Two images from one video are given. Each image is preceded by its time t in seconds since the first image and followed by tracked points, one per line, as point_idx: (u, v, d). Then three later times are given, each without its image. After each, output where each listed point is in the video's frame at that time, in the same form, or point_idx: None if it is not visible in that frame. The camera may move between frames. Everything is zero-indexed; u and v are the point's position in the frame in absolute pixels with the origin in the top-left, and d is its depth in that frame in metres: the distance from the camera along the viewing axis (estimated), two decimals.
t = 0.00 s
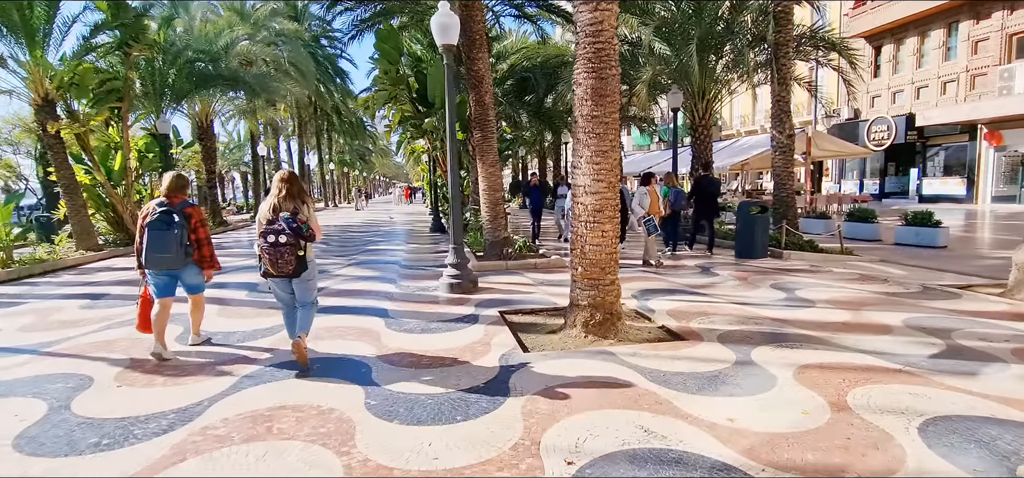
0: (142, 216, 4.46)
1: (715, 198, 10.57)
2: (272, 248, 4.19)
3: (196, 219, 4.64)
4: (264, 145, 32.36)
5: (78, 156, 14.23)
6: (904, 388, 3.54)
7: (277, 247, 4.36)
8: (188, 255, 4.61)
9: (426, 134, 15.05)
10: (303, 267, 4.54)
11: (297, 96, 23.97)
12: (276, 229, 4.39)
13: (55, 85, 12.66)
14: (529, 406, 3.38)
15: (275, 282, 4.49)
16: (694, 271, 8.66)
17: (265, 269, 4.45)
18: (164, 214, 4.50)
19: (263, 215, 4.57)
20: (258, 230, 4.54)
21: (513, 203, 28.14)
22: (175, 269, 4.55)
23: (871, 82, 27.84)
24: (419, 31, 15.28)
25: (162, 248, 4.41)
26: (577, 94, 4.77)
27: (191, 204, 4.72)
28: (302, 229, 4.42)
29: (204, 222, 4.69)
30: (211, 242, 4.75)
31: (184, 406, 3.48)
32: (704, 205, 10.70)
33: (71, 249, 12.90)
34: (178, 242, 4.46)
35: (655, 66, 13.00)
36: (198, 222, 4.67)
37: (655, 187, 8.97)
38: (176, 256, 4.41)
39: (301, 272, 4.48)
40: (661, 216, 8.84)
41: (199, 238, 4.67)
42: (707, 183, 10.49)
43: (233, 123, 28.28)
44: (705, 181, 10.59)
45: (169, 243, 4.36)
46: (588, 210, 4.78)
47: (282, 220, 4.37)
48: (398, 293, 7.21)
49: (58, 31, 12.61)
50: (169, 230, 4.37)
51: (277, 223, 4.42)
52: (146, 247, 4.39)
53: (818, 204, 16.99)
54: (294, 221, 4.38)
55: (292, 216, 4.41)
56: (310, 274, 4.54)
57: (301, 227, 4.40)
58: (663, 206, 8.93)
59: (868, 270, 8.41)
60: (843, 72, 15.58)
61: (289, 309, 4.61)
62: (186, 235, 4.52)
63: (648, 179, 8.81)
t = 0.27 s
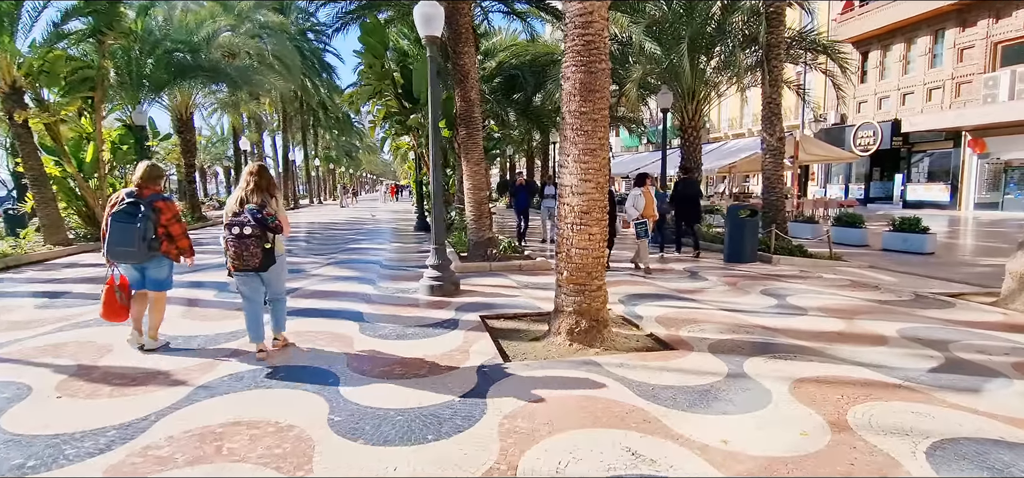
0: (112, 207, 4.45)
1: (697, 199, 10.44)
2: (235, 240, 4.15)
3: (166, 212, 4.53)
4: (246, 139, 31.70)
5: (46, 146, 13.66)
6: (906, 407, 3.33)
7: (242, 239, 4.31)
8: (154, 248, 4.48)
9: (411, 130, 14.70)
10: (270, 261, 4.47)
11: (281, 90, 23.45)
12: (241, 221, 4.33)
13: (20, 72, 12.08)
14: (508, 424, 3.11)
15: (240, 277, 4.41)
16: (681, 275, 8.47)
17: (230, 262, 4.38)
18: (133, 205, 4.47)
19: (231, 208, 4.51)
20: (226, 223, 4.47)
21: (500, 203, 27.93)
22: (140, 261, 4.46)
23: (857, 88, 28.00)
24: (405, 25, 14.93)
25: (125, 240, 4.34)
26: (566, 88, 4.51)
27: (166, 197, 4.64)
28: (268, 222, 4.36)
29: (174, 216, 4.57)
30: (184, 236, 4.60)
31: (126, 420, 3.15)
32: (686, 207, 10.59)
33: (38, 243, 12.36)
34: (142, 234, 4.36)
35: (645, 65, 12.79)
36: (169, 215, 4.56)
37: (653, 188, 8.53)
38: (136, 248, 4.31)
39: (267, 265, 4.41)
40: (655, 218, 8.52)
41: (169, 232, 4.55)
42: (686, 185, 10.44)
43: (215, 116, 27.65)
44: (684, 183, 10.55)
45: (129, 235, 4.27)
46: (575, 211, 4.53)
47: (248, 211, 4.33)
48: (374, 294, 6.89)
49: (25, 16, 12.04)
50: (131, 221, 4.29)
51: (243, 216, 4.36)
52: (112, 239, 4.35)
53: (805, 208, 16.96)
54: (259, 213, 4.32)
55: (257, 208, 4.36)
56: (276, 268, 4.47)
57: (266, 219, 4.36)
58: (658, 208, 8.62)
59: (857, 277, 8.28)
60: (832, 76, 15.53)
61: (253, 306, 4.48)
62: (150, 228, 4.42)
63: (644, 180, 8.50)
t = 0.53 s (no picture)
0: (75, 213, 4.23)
1: (677, 200, 10.52)
2: (207, 249, 4.00)
3: (128, 217, 4.24)
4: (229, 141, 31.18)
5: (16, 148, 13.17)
6: (908, 423, 3.14)
7: (215, 247, 4.15)
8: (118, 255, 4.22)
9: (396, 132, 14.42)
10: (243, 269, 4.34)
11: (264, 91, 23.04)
12: (215, 229, 4.17)
13: None
14: (482, 447, 2.86)
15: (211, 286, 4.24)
16: (670, 279, 8.29)
17: (201, 271, 4.22)
18: (94, 209, 4.22)
19: (202, 215, 4.34)
20: (196, 230, 4.31)
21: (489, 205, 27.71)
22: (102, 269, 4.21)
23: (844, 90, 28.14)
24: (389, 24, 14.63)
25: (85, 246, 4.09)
26: (548, 85, 4.28)
27: (132, 202, 4.37)
28: (243, 230, 4.21)
29: (138, 220, 4.29)
30: (149, 241, 4.35)
31: (62, 447, 2.86)
32: (668, 208, 10.66)
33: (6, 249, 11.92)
34: (101, 240, 4.10)
35: (632, 65, 12.62)
36: (133, 220, 4.29)
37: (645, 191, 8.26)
38: (94, 255, 4.05)
39: (239, 273, 4.28)
40: (647, 222, 8.27)
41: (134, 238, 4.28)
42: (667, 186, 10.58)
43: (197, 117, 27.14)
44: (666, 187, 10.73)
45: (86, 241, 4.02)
46: (559, 215, 4.30)
47: (222, 219, 4.16)
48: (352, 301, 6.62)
49: None
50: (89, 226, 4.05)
51: (216, 224, 4.20)
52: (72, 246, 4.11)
53: (793, 209, 16.93)
54: (233, 221, 4.17)
55: (232, 216, 4.21)
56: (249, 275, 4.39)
57: (240, 227, 4.19)
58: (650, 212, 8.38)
59: (848, 280, 8.15)
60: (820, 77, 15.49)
61: (221, 312, 4.34)
62: (111, 233, 4.15)
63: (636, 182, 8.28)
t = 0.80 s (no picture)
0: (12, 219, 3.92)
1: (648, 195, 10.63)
2: (162, 248, 3.90)
3: (77, 218, 4.04)
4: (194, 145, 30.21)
5: None
6: (899, 425, 2.99)
7: (171, 246, 4.03)
8: (70, 260, 4.02)
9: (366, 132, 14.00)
10: (202, 270, 4.20)
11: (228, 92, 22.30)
12: (170, 228, 4.07)
13: None
14: (452, 472, 2.62)
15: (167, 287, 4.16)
16: (648, 276, 8.15)
17: (156, 272, 4.10)
18: (38, 215, 3.95)
19: (158, 215, 4.24)
20: (151, 231, 4.21)
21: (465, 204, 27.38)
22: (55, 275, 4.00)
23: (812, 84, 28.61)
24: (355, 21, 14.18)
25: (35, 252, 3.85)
26: (516, 77, 4.04)
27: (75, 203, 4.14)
28: (200, 229, 4.10)
29: (87, 221, 4.09)
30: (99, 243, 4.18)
31: None
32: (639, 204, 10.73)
33: None
34: (54, 245, 3.89)
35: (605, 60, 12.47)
36: (81, 221, 4.08)
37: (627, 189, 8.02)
38: (50, 260, 3.85)
39: (196, 274, 4.14)
40: (628, 220, 8.01)
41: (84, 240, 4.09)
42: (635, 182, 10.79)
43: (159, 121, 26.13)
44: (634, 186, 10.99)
45: (39, 246, 3.80)
46: (531, 214, 4.06)
47: (178, 218, 4.06)
48: (318, 309, 6.29)
49: None
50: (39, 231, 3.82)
51: (172, 223, 4.10)
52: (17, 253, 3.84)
53: (766, 203, 17.06)
54: (190, 220, 4.06)
55: (188, 215, 4.10)
56: (207, 277, 4.22)
57: (197, 226, 4.08)
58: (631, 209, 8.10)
59: (824, 272, 8.12)
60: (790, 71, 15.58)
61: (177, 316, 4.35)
62: (61, 236, 3.95)
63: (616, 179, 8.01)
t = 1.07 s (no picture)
0: None
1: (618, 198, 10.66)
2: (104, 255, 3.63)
3: (22, 215, 3.89)
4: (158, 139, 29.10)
5: None
6: (896, 445, 2.82)
7: (115, 252, 3.74)
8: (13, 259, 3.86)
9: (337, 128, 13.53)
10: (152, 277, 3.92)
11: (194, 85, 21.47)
12: (115, 233, 3.78)
13: None
14: None
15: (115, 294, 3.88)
16: (626, 280, 7.97)
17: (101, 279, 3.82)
18: None
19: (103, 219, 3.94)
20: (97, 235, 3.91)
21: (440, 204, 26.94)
22: None
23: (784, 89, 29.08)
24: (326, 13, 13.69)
25: None
26: (492, 71, 3.78)
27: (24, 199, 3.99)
28: (147, 233, 3.82)
29: (33, 219, 3.92)
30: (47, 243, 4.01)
31: None
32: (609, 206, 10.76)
33: None
34: None
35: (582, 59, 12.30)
36: (27, 218, 3.92)
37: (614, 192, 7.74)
38: None
39: (145, 281, 3.86)
40: (615, 224, 7.70)
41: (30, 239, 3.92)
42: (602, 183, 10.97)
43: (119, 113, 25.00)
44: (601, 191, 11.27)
45: None
46: (507, 218, 3.80)
47: (122, 222, 3.78)
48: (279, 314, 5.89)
49: None
50: None
51: (117, 227, 3.81)
52: None
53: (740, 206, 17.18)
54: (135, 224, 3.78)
55: (134, 218, 3.82)
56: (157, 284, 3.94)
57: (144, 231, 3.81)
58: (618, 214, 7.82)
59: (800, 277, 8.07)
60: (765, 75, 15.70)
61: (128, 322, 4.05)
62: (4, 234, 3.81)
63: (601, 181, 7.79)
